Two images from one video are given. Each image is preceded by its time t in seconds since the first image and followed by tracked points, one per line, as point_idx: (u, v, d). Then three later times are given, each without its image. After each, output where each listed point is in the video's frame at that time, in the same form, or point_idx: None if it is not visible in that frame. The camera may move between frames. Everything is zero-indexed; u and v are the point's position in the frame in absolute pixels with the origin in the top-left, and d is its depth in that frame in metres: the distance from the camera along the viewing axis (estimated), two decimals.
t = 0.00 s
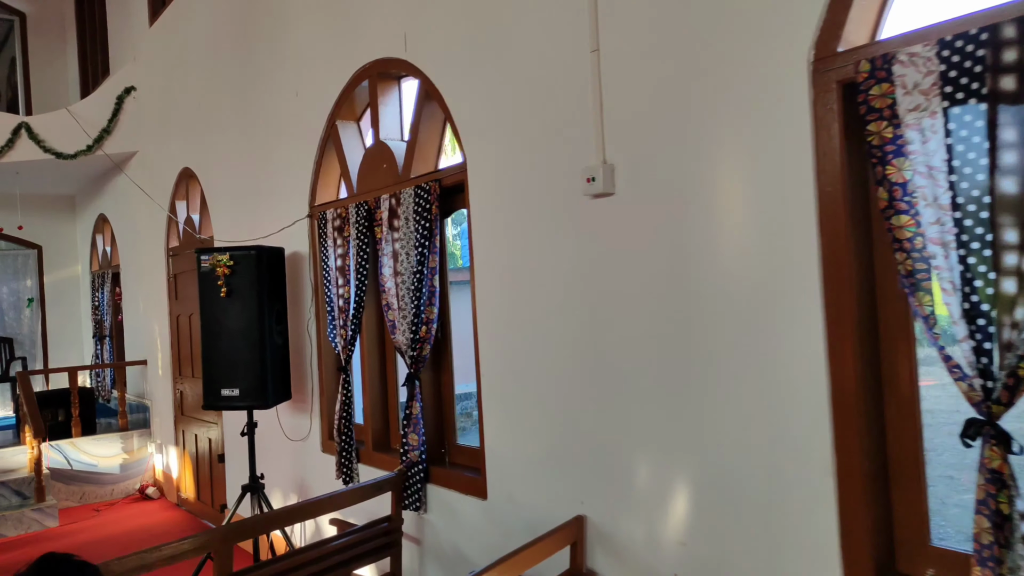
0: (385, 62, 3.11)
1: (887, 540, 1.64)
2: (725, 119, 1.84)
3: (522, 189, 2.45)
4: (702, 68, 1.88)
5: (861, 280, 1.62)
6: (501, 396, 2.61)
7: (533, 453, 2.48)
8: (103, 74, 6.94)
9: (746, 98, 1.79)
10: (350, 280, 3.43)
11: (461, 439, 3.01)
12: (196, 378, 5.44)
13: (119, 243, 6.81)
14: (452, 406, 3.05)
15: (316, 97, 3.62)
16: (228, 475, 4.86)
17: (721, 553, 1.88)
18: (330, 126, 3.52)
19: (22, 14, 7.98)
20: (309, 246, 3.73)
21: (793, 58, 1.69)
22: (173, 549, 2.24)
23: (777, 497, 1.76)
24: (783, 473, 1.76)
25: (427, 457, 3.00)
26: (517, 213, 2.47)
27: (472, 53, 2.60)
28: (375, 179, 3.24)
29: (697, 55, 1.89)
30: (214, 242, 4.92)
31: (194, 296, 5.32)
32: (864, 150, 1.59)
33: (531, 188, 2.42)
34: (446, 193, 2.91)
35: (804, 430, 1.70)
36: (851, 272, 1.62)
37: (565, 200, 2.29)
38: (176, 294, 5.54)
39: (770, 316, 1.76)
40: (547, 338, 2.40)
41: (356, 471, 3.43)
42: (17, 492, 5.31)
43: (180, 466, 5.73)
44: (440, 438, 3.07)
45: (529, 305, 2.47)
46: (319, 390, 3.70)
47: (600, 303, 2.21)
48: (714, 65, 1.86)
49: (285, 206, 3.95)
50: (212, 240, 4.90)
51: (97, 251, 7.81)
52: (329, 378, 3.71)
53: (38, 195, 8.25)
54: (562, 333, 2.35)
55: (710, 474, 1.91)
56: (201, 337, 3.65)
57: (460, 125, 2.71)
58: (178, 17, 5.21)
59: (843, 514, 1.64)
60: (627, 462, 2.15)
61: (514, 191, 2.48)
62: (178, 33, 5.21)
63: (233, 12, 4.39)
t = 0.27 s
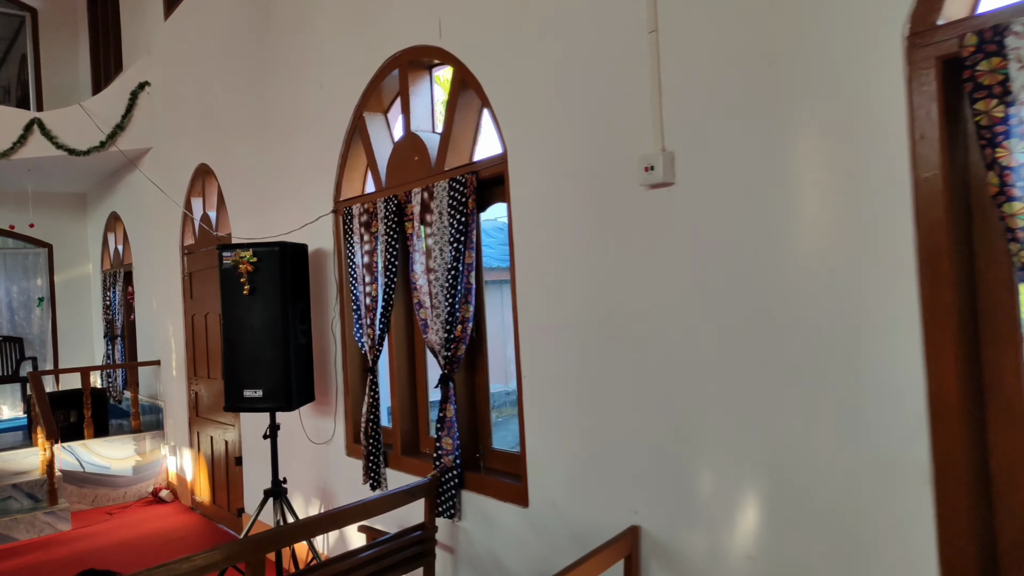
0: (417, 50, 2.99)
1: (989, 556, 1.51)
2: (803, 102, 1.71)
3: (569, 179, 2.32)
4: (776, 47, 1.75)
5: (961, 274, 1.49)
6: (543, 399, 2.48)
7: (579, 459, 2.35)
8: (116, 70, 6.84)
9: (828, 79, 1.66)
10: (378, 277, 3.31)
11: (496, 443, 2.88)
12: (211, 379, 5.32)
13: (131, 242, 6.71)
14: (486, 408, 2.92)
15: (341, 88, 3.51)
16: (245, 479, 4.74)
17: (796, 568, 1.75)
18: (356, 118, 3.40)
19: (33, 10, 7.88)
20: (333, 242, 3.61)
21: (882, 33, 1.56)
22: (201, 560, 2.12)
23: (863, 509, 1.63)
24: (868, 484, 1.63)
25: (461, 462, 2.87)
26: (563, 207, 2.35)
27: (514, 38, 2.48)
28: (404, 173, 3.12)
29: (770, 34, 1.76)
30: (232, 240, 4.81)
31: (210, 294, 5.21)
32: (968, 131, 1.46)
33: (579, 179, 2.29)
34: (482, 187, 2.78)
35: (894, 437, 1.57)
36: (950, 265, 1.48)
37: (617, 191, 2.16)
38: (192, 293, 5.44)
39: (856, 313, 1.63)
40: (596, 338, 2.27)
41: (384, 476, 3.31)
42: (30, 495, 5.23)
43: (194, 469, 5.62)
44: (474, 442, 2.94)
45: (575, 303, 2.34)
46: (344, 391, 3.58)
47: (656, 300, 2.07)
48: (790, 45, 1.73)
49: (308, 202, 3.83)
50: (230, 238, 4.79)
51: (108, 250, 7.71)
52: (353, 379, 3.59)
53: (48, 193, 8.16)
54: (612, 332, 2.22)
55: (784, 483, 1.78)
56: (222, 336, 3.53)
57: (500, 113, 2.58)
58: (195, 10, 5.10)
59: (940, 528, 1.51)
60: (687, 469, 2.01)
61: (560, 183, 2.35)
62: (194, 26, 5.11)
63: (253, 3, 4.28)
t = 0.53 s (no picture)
0: (453, 39, 2.88)
1: None
2: (902, 82, 1.58)
3: (626, 170, 2.20)
4: (869, 24, 1.62)
5: None
6: (593, 403, 2.36)
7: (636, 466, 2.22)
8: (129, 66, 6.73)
9: (934, 58, 1.53)
10: (410, 276, 3.20)
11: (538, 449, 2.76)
12: (229, 380, 5.21)
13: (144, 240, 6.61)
14: (528, 412, 2.80)
15: (371, 80, 3.39)
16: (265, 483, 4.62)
17: None
18: (387, 111, 3.29)
19: (44, 6, 7.79)
20: (362, 239, 3.49)
21: (997, 9, 1.44)
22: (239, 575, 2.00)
23: (973, 522, 1.51)
24: (985, 496, 1.50)
25: (502, 468, 2.75)
26: (619, 200, 2.22)
27: (565, 24, 2.37)
28: (440, 167, 3.00)
29: (862, 10, 1.63)
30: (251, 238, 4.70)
31: (228, 293, 5.10)
32: None
33: (637, 170, 2.16)
34: (526, 180, 2.66)
35: (1011, 445, 1.45)
36: None
37: (682, 182, 2.03)
38: (209, 292, 5.33)
39: (965, 312, 1.51)
40: (656, 339, 2.14)
41: (417, 482, 3.19)
42: (44, 499, 5.14)
43: (211, 472, 5.51)
44: (515, 447, 2.82)
45: (631, 301, 2.21)
46: (374, 393, 3.47)
47: (727, 298, 1.94)
48: (884, 21, 1.60)
49: (335, 198, 3.70)
50: (250, 235, 4.68)
51: (120, 249, 7.61)
52: (382, 381, 3.47)
53: (60, 192, 8.05)
54: (673, 332, 2.09)
55: (876, 495, 1.65)
56: (248, 337, 3.42)
57: (548, 102, 2.46)
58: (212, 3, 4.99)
59: None
60: (762, 477, 1.88)
61: (616, 175, 2.23)
62: (212, 20, 5.00)
63: None
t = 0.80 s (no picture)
0: (494, 28, 2.76)
1: None
2: (1019, 64, 1.45)
3: (691, 163, 2.07)
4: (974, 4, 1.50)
5: None
6: (649, 411, 2.24)
7: (699, 479, 2.08)
8: (144, 63, 6.62)
9: None
10: (445, 276, 3.08)
11: (584, 457, 2.63)
12: (247, 382, 5.09)
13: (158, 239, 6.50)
14: (573, 418, 2.67)
15: (402, 73, 3.27)
16: (286, 488, 4.50)
17: None
18: (421, 104, 3.17)
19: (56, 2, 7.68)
20: (392, 237, 3.37)
21: None
22: None
23: None
24: None
25: (546, 477, 2.63)
26: (681, 197, 2.10)
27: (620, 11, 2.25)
28: (478, 162, 2.88)
29: None
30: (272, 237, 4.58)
31: (247, 293, 4.98)
32: None
33: (703, 163, 2.04)
34: (573, 175, 2.54)
35: None
36: None
37: (756, 175, 1.90)
38: (227, 292, 5.22)
39: None
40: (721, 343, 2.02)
41: (451, 490, 3.07)
42: (58, 503, 5.05)
43: (228, 476, 5.39)
44: (559, 454, 2.69)
45: (693, 304, 2.09)
46: (405, 397, 3.35)
47: (806, 299, 1.81)
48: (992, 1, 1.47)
49: (363, 195, 3.58)
50: (270, 235, 4.56)
51: (133, 248, 7.49)
52: (413, 384, 3.35)
53: (72, 190, 7.94)
54: (742, 336, 1.97)
55: (979, 514, 1.53)
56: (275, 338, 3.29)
57: (602, 92, 2.33)
58: None
59: None
60: (847, 492, 1.75)
61: (677, 170, 2.11)
62: (231, 14, 4.88)
63: None
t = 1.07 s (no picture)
0: (545, 9, 2.62)
1: None
2: None
3: (776, 146, 1.93)
4: None
5: None
6: (723, 412, 2.10)
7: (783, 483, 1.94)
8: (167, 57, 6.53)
9: None
10: (492, 269, 2.95)
11: (644, 459, 2.50)
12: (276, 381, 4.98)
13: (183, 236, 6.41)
14: (631, 418, 2.53)
15: (445, 60, 3.15)
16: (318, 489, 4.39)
17: None
18: (464, 91, 3.04)
19: None
20: (433, 230, 3.25)
21: None
22: None
23: None
24: None
25: (604, 480, 2.49)
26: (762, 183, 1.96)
27: None
28: (529, 149, 2.75)
29: None
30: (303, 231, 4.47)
31: (275, 290, 4.89)
32: None
33: (788, 145, 1.90)
34: (634, 161, 2.41)
35: None
36: None
37: (851, 158, 1.76)
38: (255, 288, 5.12)
39: None
40: (809, 339, 1.88)
41: (499, 493, 2.94)
42: (86, 503, 4.98)
43: (256, 475, 5.29)
44: (617, 455, 2.56)
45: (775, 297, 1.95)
46: (448, 395, 3.22)
47: (909, 292, 1.68)
48: None
49: (402, 187, 3.46)
50: (301, 229, 4.45)
51: (156, 245, 7.42)
52: (455, 382, 3.23)
53: (95, 187, 7.88)
54: (833, 331, 1.83)
55: None
56: (313, 335, 3.17)
57: (670, 72, 2.19)
58: None
59: None
60: (961, 500, 1.61)
61: (757, 155, 1.97)
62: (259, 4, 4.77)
63: None
